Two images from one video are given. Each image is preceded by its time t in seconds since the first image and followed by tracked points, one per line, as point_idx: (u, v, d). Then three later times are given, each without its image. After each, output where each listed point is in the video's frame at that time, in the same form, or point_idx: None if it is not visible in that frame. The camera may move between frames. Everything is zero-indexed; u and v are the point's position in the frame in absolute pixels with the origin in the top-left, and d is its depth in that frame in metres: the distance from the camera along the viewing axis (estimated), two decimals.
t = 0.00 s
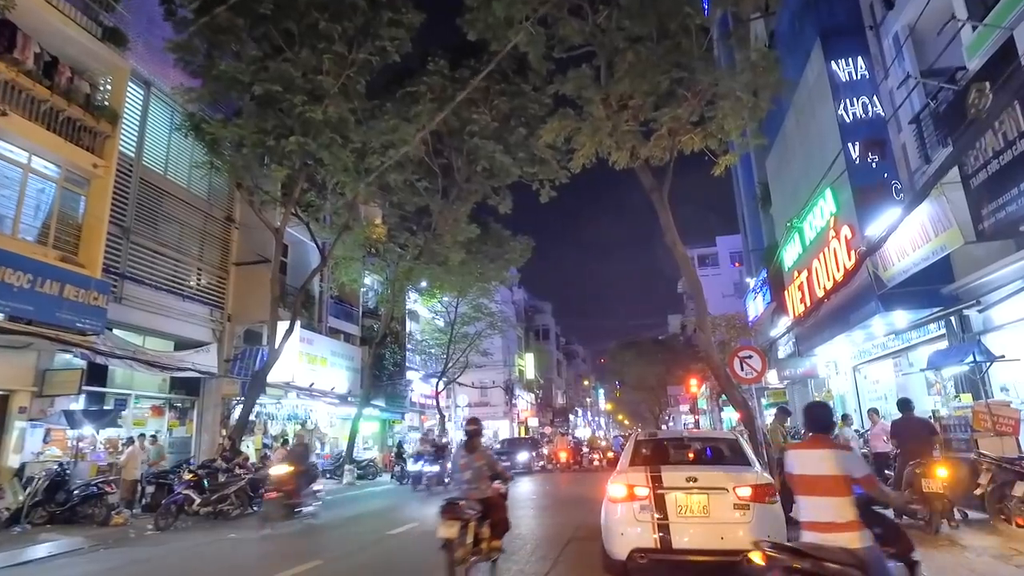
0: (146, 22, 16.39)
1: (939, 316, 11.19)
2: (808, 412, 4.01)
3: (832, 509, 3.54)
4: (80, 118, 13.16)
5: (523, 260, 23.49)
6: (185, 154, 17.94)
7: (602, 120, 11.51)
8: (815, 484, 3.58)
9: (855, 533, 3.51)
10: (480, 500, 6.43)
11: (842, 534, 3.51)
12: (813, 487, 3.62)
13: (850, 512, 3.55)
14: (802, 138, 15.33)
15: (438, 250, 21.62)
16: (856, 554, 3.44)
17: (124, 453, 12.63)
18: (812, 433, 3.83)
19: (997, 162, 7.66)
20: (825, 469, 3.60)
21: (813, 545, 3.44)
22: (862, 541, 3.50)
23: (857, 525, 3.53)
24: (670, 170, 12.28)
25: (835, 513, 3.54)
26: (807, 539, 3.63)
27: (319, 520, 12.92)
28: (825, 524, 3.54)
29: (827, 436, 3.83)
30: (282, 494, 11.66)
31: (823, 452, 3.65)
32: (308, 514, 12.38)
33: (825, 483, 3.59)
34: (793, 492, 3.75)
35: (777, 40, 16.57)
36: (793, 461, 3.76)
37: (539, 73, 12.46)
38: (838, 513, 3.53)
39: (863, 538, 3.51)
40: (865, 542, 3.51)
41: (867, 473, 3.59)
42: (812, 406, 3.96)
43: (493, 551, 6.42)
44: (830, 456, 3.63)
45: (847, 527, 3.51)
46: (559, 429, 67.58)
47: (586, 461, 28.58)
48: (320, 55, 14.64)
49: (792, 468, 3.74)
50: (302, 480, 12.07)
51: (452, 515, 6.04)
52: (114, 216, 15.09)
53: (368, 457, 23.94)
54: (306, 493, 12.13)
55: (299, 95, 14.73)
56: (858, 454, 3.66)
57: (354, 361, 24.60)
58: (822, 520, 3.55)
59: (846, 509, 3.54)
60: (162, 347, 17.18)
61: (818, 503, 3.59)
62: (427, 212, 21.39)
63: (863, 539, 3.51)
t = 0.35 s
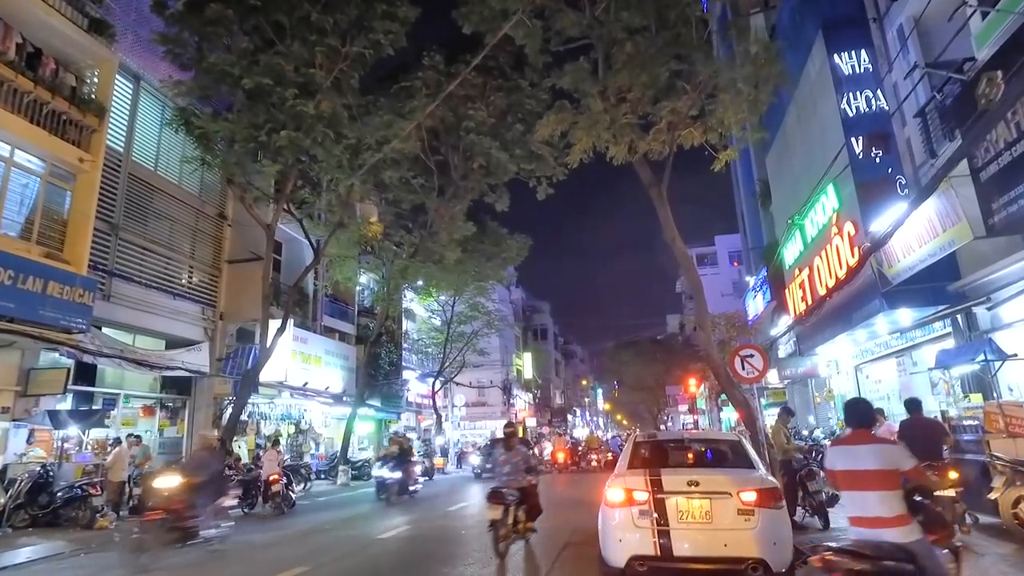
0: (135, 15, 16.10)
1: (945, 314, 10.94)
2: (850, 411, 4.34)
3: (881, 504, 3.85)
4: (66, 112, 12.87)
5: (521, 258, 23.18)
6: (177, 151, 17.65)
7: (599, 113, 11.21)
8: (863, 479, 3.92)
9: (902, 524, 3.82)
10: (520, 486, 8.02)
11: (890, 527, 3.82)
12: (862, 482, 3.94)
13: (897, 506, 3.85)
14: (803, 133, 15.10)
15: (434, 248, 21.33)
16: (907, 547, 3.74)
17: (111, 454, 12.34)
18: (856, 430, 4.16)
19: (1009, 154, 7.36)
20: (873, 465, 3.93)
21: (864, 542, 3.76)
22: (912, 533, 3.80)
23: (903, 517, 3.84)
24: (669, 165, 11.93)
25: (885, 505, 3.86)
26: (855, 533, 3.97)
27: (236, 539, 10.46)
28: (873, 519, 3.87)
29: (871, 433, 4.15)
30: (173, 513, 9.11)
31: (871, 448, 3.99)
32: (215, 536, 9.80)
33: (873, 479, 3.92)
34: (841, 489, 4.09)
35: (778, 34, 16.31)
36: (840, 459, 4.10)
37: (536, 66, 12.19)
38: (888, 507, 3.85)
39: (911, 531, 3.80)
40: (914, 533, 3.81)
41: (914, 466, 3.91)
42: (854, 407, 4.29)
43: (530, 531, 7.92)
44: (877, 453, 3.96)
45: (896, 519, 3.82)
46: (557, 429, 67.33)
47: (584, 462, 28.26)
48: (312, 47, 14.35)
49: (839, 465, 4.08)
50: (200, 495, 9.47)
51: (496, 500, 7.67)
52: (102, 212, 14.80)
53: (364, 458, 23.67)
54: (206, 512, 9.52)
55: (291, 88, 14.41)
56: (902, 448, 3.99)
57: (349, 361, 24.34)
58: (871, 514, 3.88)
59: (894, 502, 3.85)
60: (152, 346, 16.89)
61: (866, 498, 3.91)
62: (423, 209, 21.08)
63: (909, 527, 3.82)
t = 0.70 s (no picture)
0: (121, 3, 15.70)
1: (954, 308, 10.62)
2: (895, 409, 4.39)
3: (942, 498, 3.89)
4: (48, 99, 12.46)
5: (518, 254, 22.81)
6: (165, 143, 17.23)
7: (598, 101, 10.82)
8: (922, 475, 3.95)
9: (968, 519, 3.83)
10: (548, 475, 9.41)
11: (956, 523, 3.83)
12: (920, 480, 3.98)
13: (959, 502, 3.87)
14: (807, 124, 14.79)
15: (429, 243, 20.95)
16: (976, 541, 3.75)
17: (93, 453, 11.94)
18: (904, 429, 4.22)
19: None
20: (927, 462, 3.98)
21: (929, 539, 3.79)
22: (979, 528, 3.80)
23: (967, 512, 3.85)
24: (669, 155, 11.59)
25: (945, 502, 3.89)
26: (917, 532, 3.98)
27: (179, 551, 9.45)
28: (936, 515, 3.88)
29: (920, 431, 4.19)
30: None
31: (923, 443, 4.04)
32: None
33: (929, 474, 3.96)
34: (901, 489, 4.13)
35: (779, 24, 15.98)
36: (895, 459, 4.13)
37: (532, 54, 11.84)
38: (949, 504, 3.87)
39: (979, 528, 3.79)
40: (981, 528, 3.81)
41: (967, 455, 3.96)
42: (899, 405, 4.36)
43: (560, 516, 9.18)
44: (928, 445, 4.02)
45: (960, 515, 3.83)
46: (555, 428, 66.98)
47: (582, 461, 27.90)
48: (302, 34, 13.95)
49: (896, 464, 4.12)
50: None
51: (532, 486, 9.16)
52: (87, 204, 14.38)
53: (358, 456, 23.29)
54: None
55: (280, 75, 13.99)
56: (956, 441, 4.03)
57: (343, 358, 23.97)
58: (933, 511, 3.90)
59: (955, 499, 3.87)
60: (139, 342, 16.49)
61: (926, 496, 3.94)
62: (418, 204, 20.70)
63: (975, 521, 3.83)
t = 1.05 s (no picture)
0: None
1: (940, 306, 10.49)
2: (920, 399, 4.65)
3: (956, 482, 4.18)
4: (9, 85, 11.93)
5: (500, 252, 22.48)
6: (137, 133, 16.68)
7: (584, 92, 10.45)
8: (940, 462, 4.22)
9: (980, 503, 4.12)
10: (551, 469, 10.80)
11: (969, 505, 4.12)
12: (939, 464, 4.24)
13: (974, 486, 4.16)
14: (792, 121, 14.72)
15: (410, 240, 20.55)
16: (987, 523, 4.05)
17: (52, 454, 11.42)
18: (929, 417, 4.50)
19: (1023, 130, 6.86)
20: (947, 449, 4.26)
21: (947, 517, 4.10)
22: (989, 511, 4.10)
23: (980, 496, 4.14)
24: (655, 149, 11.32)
25: (960, 486, 4.17)
26: (929, 512, 4.27)
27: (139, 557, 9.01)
28: (950, 497, 4.17)
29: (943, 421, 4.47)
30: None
31: (947, 432, 4.31)
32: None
33: (949, 460, 4.23)
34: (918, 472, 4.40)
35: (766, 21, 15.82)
36: (919, 444, 4.41)
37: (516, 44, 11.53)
38: (963, 488, 4.15)
39: (990, 509, 4.09)
40: (990, 511, 4.11)
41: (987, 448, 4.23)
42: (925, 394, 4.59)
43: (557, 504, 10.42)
44: (951, 435, 4.30)
45: (974, 498, 4.12)
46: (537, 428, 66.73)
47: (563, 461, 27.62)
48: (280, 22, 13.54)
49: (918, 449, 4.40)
50: None
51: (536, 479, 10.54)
52: (53, 195, 13.85)
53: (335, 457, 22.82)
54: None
55: (254, 62, 13.49)
56: (976, 433, 4.30)
57: (321, 356, 23.49)
58: (946, 493, 4.19)
59: (969, 483, 4.16)
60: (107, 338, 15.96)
61: (942, 479, 4.22)
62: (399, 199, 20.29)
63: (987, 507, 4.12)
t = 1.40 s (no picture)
0: None
1: (929, 305, 10.33)
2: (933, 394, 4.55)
3: (961, 478, 4.09)
4: None
5: (485, 250, 22.14)
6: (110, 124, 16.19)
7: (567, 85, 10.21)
8: (948, 457, 4.13)
9: (980, 499, 4.07)
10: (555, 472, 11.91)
11: (969, 500, 4.06)
12: (945, 460, 4.15)
13: (976, 482, 4.10)
14: (779, 119, 14.56)
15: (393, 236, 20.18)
16: (987, 518, 4.01)
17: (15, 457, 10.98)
18: (940, 414, 4.40)
19: (1015, 124, 6.68)
20: (957, 447, 4.16)
21: (949, 510, 4.03)
22: (988, 506, 4.06)
23: (980, 492, 4.09)
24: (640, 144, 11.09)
25: (963, 481, 4.09)
26: (929, 505, 4.18)
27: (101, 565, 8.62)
28: (951, 492, 4.08)
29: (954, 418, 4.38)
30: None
31: (958, 432, 4.21)
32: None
33: (956, 457, 4.14)
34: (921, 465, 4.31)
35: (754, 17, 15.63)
36: (927, 438, 4.30)
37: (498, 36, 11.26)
38: (967, 483, 4.08)
39: (988, 504, 4.05)
40: (988, 507, 4.06)
41: (995, 450, 4.15)
42: (940, 394, 4.50)
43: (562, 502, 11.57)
44: (960, 434, 4.19)
45: (975, 493, 4.06)
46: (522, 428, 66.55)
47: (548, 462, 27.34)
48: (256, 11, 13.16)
49: (926, 443, 4.29)
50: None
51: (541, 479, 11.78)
52: (19, 187, 13.38)
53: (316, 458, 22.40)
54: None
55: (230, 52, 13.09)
56: (984, 434, 4.21)
57: (302, 355, 23.06)
58: (948, 487, 4.11)
59: (971, 479, 4.09)
60: (78, 336, 15.47)
61: (945, 474, 4.14)
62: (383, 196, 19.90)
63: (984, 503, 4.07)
